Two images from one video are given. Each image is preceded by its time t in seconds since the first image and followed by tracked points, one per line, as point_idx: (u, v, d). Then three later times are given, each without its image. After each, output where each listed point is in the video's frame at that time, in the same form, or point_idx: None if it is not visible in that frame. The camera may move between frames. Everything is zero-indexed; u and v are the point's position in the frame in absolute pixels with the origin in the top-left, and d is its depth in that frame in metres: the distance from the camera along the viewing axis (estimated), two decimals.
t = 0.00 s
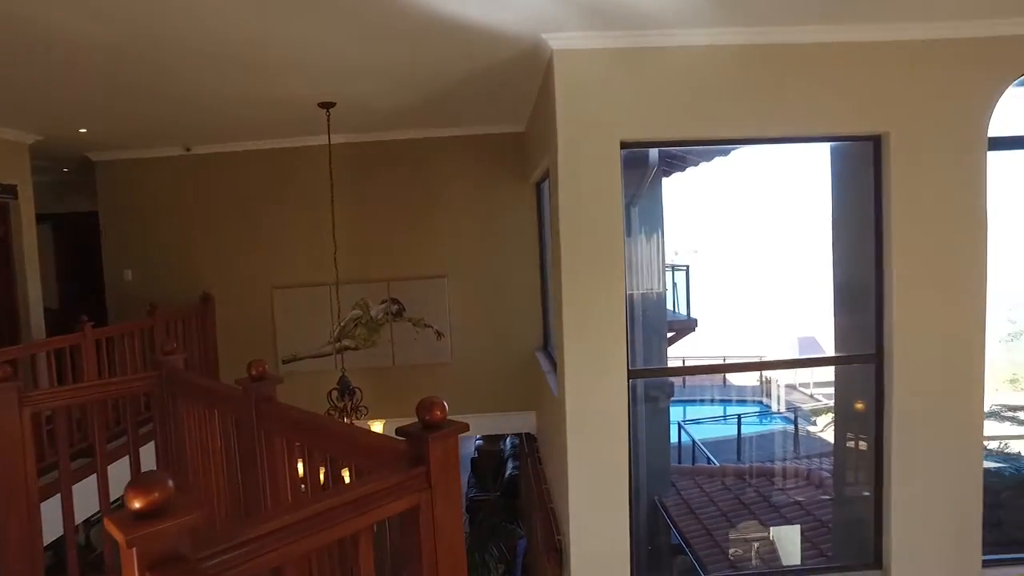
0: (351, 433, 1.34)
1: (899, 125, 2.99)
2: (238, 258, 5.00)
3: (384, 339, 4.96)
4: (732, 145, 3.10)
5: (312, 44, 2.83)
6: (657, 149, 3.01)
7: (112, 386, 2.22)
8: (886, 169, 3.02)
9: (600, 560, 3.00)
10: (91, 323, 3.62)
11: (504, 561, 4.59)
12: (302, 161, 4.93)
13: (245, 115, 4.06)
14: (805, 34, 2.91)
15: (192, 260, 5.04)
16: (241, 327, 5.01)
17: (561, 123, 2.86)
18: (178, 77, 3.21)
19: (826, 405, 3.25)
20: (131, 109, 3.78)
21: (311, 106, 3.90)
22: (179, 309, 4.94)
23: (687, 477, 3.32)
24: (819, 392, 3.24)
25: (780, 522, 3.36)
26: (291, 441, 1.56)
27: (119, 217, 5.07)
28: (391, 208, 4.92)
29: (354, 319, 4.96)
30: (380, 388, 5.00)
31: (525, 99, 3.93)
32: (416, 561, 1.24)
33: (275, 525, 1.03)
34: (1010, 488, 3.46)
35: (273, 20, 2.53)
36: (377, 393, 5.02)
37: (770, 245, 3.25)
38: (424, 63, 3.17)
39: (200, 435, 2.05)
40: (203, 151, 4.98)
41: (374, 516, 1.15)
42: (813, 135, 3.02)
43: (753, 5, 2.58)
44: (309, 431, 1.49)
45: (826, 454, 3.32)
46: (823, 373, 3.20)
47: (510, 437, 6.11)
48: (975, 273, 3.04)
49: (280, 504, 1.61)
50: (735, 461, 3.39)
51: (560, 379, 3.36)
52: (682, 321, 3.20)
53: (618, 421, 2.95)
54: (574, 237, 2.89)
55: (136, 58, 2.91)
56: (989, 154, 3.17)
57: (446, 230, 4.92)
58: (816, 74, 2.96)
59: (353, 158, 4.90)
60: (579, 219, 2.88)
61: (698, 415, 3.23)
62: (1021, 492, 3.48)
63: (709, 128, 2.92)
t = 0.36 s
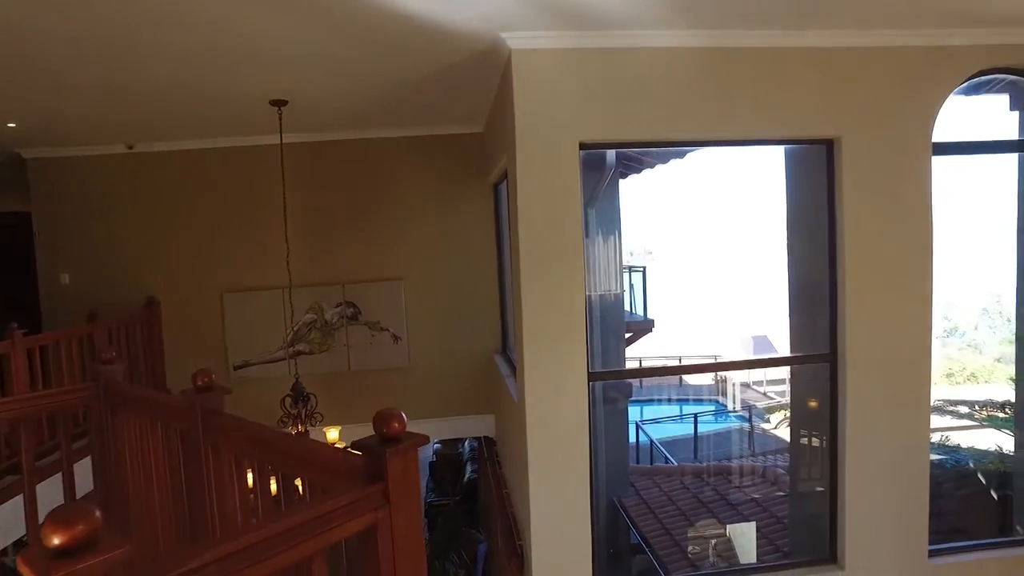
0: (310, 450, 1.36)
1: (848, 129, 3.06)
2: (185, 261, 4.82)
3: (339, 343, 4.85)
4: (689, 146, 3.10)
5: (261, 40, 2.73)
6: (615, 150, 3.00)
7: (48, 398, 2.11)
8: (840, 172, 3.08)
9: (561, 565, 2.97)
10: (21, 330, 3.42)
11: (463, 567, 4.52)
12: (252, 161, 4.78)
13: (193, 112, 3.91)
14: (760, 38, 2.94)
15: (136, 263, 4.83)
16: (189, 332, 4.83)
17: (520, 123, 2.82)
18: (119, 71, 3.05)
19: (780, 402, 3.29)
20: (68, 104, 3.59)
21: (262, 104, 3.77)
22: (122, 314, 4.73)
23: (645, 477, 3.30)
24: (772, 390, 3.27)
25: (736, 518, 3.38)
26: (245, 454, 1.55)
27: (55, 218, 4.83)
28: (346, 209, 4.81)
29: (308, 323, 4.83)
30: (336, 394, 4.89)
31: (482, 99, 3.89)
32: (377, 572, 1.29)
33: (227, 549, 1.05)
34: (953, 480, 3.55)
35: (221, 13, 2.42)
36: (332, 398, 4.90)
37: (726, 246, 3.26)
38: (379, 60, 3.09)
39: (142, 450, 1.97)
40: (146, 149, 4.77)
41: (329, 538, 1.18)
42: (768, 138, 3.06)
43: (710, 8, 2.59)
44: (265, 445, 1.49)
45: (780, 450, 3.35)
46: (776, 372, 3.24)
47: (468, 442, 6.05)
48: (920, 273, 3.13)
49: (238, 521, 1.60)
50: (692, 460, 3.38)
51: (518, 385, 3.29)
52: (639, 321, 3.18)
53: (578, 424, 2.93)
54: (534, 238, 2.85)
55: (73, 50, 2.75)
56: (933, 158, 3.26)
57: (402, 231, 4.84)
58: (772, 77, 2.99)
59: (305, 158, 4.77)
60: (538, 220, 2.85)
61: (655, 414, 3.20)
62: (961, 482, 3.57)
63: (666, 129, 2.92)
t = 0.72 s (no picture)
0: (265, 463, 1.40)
1: (803, 132, 3.11)
2: (130, 264, 4.64)
3: (295, 347, 4.73)
4: (648, 148, 3.10)
5: (214, 35, 2.64)
6: (574, 150, 2.98)
7: None
8: (795, 175, 3.12)
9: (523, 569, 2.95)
10: None
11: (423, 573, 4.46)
12: (201, 159, 4.63)
13: (139, 107, 3.76)
14: (719, 41, 2.97)
15: (77, 265, 4.62)
16: (135, 337, 4.64)
17: (481, 122, 2.78)
18: (58, 63, 2.90)
19: (735, 401, 3.33)
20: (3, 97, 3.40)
21: (213, 100, 3.65)
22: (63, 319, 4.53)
23: (605, 477, 3.28)
24: (727, 388, 3.30)
25: (694, 516, 3.40)
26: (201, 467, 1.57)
27: None
28: (301, 209, 4.70)
29: (262, 327, 4.69)
30: (291, 399, 4.77)
31: (441, 99, 3.84)
32: None
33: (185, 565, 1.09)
34: (899, 473, 3.65)
35: (169, 4, 2.32)
36: (287, 404, 4.78)
37: (682, 248, 3.29)
38: (335, 57, 3.02)
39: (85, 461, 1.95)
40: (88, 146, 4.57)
41: (290, 550, 1.24)
42: (725, 141, 3.09)
43: (672, 9, 2.61)
44: (214, 459, 1.53)
45: (736, 448, 3.39)
46: (730, 370, 3.27)
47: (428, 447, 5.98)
48: (870, 274, 3.21)
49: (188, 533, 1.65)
50: (650, 459, 3.39)
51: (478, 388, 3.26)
52: (598, 322, 3.18)
53: (540, 426, 2.91)
54: (495, 239, 2.82)
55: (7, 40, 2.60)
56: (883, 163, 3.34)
57: (359, 233, 4.75)
58: (730, 81, 3.02)
59: (258, 156, 4.64)
60: (499, 221, 2.82)
61: (615, 414, 3.21)
62: (907, 474, 3.68)
63: (627, 130, 2.93)
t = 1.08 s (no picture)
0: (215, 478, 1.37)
1: (751, 136, 3.18)
2: (61, 267, 4.39)
3: (241, 353, 4.59)
4: (599, 150, 3.12)
5: (156, 29, 2.53)
6: (525, 152, 2.97)
7: None
8: (744, 177, 3.19)
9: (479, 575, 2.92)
10: None
11: None
12: (140, 158, 4.44)
13: (72, 103, 3.58)
14: (670, 45, 3.01)
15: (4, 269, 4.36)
16: (69, 344, 4.41)
17: (435, 123, 2.74)
18: None
19: (685, 399, 3.38)
20: None
21: (153, 96, 3.51)
22: None
23: (559, 478, 3.29)
24: (676, 387, 3.35)
25: (647, 514, 3.43)
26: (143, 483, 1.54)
27: None
28: (246, 210, 4.56)
29: (207, 332, 4.53)
30: (238, 405, 4.63)
31: (393, 99, 3.79)
32: None
33: None
34: (841, 466, 3.77)
35: None
36: (234, 411, 4.63)
37: (634, 248, 3.30)
38: (282, 54, 2.93)
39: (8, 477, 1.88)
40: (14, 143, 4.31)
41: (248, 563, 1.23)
42: (675, 143, 3.13)
43: (625, 13, 2.63)
44: (158, 472, 1.51)
45: (687, 446, 3.44)
46: (679, 369, 3.33)
47: (377, 452, 5.65)
48: (813, 274, 3.31)
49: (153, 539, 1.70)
50: (603, 459, 3.39)
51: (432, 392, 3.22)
52: (550, 323, 3.15)
53: (496, 429, 2.90)
54: (450, 241, 2.79)
55: None
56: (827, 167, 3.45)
57: (308, 234, 4.64)
58: (680, 85, 3.07)
59: (202, 156, 4.48)
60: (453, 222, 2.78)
61: (567, 415, 3.21)
62: (849, 467, 3.79)
63: (580, 133, 2.93)
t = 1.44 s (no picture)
0: (150, 497, 1.36)
1: (688, 140, 3.26)
2: None
3: (169, 361, 4.38)
4: (537, 153, 3.12)
5: (78, 19, 2.39)
6: (464, 153, 2.95)
7: None
8: (682, 180, 3.26)
9: None
10: None
11: None
12: (56, 155, 4.17)
13: None
14: (610, 49, 3.05)
15: None
16: None
17: (374, 122, 2.69)
18: None
19: (622, 399, 3.42)
20: None
21: (70, 90, 3.30)
22: None
23: (501, 480, 3.28)
24: (614, 387, 3.39)
25: (588, 514, 3.46)
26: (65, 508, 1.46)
27: None
28: (173, 212, 4.36)
29: (132, 339, 4.30)
30: (165, 416, 4.42)
31: (328, 98, 3.70)
32: None
33: None
34: (772, 459, 3.85)
35: None
36: (161, 422, 4.42)
37: (570, 250, 3.31)
38: (212, 49, 2.81)
39: None
40: None
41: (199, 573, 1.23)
42: (613, 146, 3.17)
43: (566, 16, 2.65)
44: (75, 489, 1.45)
45: (627, 445, 3.49)
46: (615, 369, 3.36)
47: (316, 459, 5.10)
48: (748, 274, 3.42)
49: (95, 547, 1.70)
50: (543, 460, 3.40)
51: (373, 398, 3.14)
52: (489, 325, 3.13)
53: (439, 433, 2.86)
54: (391, 243, 2.73)
55: None
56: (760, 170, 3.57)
57: (240, 237, 4.48)
58: (619, 89, 3.11)
59: (125, 154, 4.26)
60: (393, 224, 2.73)
61: (507, 417, 3.19)
62: (778, 460, 3.88)
63: (521, 134, 2.93)
